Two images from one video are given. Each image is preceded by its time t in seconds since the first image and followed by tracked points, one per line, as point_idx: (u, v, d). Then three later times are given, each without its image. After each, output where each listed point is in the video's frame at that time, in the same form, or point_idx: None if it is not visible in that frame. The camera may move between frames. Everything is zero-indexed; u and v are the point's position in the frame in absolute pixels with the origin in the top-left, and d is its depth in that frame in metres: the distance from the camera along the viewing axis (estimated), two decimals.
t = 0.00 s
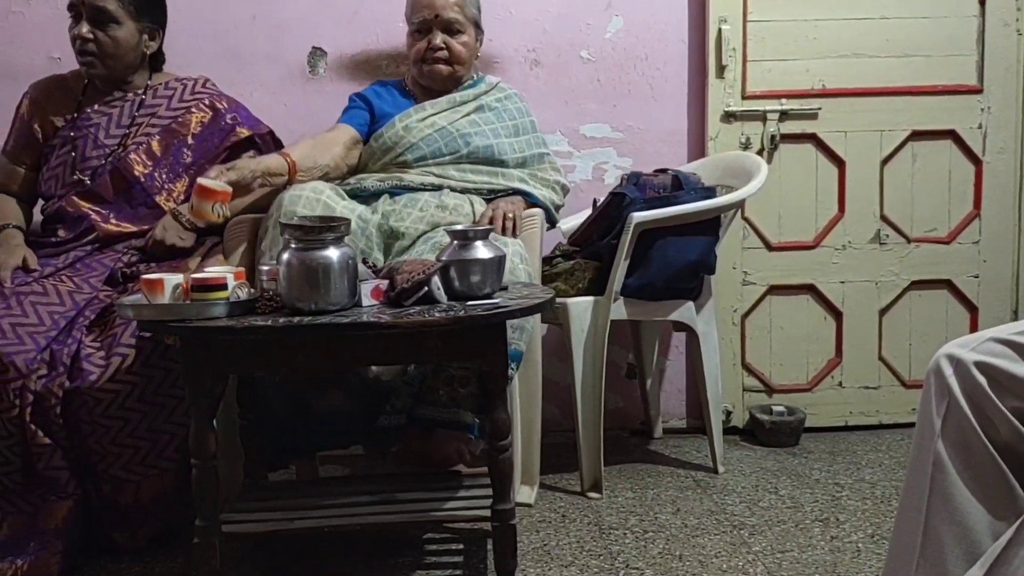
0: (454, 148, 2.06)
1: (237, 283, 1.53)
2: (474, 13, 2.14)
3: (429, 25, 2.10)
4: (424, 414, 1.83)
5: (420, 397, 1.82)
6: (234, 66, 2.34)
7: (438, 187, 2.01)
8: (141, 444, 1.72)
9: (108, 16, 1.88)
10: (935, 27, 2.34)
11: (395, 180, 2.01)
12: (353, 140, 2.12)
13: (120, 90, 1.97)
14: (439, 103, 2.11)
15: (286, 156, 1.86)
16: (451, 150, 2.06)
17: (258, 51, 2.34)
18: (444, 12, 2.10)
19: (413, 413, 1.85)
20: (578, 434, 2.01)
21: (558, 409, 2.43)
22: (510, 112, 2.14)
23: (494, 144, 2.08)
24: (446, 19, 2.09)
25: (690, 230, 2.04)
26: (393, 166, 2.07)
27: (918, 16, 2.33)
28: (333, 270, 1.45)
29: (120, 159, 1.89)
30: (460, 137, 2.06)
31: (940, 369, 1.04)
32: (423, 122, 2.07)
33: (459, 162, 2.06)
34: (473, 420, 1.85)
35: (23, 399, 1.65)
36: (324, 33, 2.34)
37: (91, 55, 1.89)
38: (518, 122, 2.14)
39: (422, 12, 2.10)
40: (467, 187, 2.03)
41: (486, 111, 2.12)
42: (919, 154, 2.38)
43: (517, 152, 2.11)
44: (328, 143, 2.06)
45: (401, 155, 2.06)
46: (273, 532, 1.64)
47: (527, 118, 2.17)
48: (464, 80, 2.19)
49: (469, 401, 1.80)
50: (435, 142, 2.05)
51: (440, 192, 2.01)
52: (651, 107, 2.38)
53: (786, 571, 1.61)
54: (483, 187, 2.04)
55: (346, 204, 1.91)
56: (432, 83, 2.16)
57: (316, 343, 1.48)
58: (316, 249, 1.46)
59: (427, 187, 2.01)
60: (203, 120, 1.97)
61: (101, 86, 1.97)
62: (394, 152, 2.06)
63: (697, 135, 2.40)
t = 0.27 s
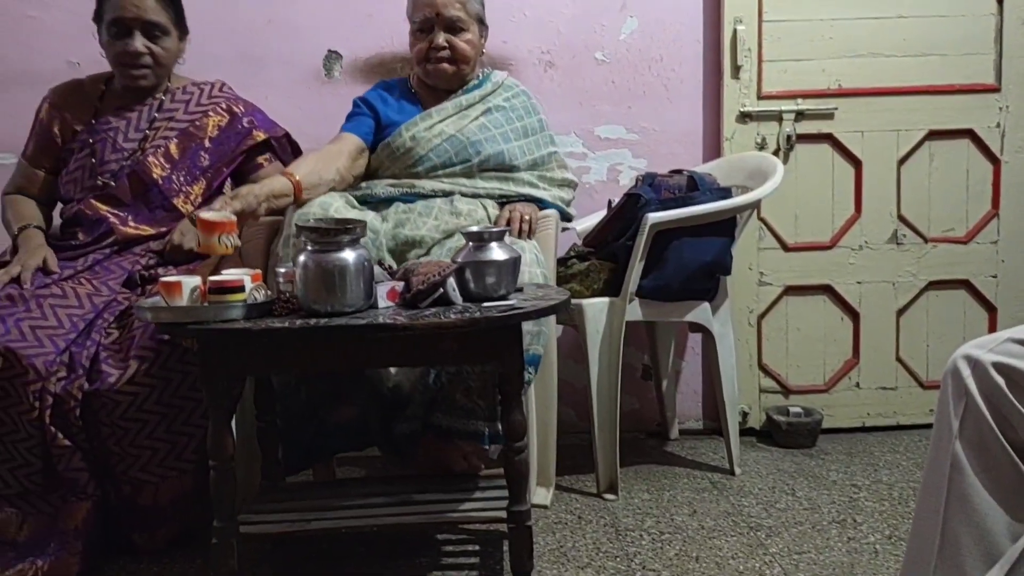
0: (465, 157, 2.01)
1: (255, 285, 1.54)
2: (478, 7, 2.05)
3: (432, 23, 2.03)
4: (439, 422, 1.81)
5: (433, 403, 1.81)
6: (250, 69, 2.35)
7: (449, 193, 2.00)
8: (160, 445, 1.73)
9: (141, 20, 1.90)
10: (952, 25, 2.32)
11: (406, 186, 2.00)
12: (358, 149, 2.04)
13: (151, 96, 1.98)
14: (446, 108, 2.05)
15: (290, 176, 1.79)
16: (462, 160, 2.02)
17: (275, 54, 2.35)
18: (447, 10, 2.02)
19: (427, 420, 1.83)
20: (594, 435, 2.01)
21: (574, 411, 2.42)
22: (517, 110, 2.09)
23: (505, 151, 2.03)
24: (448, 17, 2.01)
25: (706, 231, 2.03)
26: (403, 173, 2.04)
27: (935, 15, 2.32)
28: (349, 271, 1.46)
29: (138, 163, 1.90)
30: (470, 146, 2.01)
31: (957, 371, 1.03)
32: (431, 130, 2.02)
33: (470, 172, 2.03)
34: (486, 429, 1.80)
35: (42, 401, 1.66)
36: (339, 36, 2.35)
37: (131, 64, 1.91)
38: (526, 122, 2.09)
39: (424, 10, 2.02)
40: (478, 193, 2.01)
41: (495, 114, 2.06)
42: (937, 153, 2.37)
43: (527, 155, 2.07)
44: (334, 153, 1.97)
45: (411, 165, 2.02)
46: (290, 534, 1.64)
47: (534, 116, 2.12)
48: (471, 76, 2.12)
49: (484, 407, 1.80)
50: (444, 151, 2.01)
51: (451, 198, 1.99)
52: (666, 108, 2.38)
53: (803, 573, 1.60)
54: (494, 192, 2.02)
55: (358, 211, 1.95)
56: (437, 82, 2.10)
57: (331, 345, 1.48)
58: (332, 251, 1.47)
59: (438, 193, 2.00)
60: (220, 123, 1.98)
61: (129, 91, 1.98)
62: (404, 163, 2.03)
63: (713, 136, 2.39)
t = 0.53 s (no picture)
0: (480, 173, 2.01)
1: (273, 295, 1.53)
2: (482, 15, 2.02)
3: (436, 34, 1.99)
4: (458, 432, 1.82)
5: (452, 413, 1.82)
6: (269, 80, 2.37)
7: (466, 207, 2.01)
8: (180, 454, 1.74)
9: (181, 35, 1.91)
10: (971, 31, 2.31)
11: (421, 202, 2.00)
12: (368, 168, 2.02)
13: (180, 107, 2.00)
14: (455, 123, 2.03)
15: (300, 203, 1.77)
16: (478, 176, 2.02)
17: (293, 65, 2.36)
18: (450, 20, 1.98)
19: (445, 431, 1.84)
20: (612, 443, 2.01)
21: (592, 419, 2.42)
22: (527, 116, 2.07)
23: (520, 162, 2.03)
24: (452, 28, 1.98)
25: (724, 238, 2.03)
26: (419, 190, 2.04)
27: (953, 20, 2.31)
28: (367, 280, 1.46)
29: (161, 173, 1.91)
30: (485, 162, 2.01)
31: (979, 378, 1.03)
32: (443, 146, 2.01)
33: (486, 187, 2.03)
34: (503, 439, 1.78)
35: (65, 410, 1.68)
36: (357, 47, 2.36)
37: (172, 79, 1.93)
38: (536, 127, 2.08)
39: (427, 22, 1.99)
40: (495, 205, 2.01)
41: (506, 124, 2.05)
42: (956, 160, 2.35)
43: (540, 163, 2.07)
44: (345, 175, 1.96)
45: (427, 184, 2.03)
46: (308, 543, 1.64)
47: (543, 120, 2.11)
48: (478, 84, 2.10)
49: (503, 419, 1.78)
50: (459, 167, 2.00)
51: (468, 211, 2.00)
52: (683, 115, 2.38)
53: None
54: (510, 204, 2.02)
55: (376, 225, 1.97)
56: (444, 93, 2.07)
57: (349, 354, 1.49)
58: (350, 260, 1.48)
59: (455, 206, 2.00)
60: (241, 134, 1.98)
61: (158, 101, 1.99)
62: (419, 181, 2.03)
63: (730, 143, 2.39)
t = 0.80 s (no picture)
0: (496, 190, 2.02)
1: (290, 307, 1.54)
2: (491, 30, 2.00)
3: (445, 50, 1.98)
4: (474, 442, 1.84)
5: (470, 424, 1.83)
6: (287, 94, 2.39)
7: (482, 221, 2.01)
8: (198, 466, 1.75)
9: (211, 45, 1.93)
10: (987, 39, 2.31)
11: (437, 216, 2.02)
12: (381, 188, 2.01)
13: (205, 119, 2.01)
14: (468, 140, 2.03)
15: (316, 229, 1.77)
16: (493, 192, 2.02)
17: (310, 79, 2.38)
18: (459, 36, 1.97)
19: (465, 440, 1.86)
20: (629, 458, 2.00)
21: (608, 429, 2.41)
22: (539, 127, 2.08)
23: (534, 176, 2.03)
24: (462, 43, 1.97)
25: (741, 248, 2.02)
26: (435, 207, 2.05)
27: (969, 29, 2.30)
28: (383, 292, 1.47)
29: (182, 185, 1.92)
30: (500, 178, 2.01)
31: (999, 388, 1.02)
32: (456, 164, 2.01)
33: (501, 203, 2.04)
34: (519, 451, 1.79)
35: (84, 422, 1.71)
36: (372, 60, 2.38)
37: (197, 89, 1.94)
38: (548, 138, 2.08)
39: (436, 38, 1.97)
40: (510, 218, 2.02)
41: (518, 139, 2.04)
42: (974, 168, 2.34)
43: (554, 174, 2.08)
44: (360, 196, 1.95)
45: (443, 202, 2.03)
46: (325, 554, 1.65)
47: (555, 130, 2.11)
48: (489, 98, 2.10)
49: (522, 430, 1.79)
50: (474, 184, 2.01)
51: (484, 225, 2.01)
52: (698, 126, 2.38)
53: None
54: (525, 216, 2.03)
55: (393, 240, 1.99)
56: (454, 108, 2.06)
57: (365, 366, 1.49)
58: (367, 272, 1.48)
59: (472, 221, 2.01)
60: (260, 147, 2.00)
61: (184, 113, 2.00)
62: (434, 199, 2.04)
63: (745, 153, 2.38)
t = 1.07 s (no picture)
0: (508, 203, 2.02)
1: (305, 318, 1.54)
2: (500, 42, 2.00)
3: (455, 64, 1.98)
4: (489, 453, 1.84)
5: (485, 435, 1.83)
6: (301, 106, 2.40)
7: (495, 232, 2.02)
8: (213, 477, 1.75)
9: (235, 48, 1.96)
10: (1001, 47, 2.30)
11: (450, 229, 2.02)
12: (392, 203, 2.02)
13: (233, 126, 2.03)
14: (479, 154, 2.03)
15: (326, 245, 1.78)
16: (506, 205, 2.02)
17: (324, 91, 2.39)
18: (469, 50, 1.96)
19: (480, 452, 1.86)
20: (645, 472, 2.00)
21: (622, 440, 2.41)
22: (551, 139, 2.08)
23: (547, 187, 2.03)
24: (472, 57, 1.96)
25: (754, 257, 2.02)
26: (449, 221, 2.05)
27: (983, 36, 2.30)
28: (397, 303, 1.47)
29: (200, 197, 1.94)
30: (512, 191, 2.01)
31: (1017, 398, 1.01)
32: (468, 179, 2.01)
33: (514, 215, 2.04)
34: (533, 462, 1.79)
35: (101, 434, 1.72)
36: (386, 72, 2.39)
37: (235, 92, 1.96)
38: (559, 149, 2.09)
39: (445, 52, 1.97)
40: (523, 229, 2.02)
41: (530, 151, 2.05)
42: (989, 176, 2.33)
43: (566, 184, 2.08)
44: (370, 212, 1.97)
45: (455, 215, 2.04)
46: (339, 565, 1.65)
47: (565, 139, 2.11)
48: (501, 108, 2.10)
49: (538, 441, 1.79)
50: (487, 198, 2.01)
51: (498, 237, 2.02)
52: (712, 135, 2.38)
53: None
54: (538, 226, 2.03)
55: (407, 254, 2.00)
56: (466, 120, 2.07)
57: (378, 377, 1.49)
58: (381, 283, 1.48)
59: (485, 232, 2.02)
60: (277, 158, 2.01)
61: (214, 121, 2.02)
62: (447, 214, 2.04)
63: (759, 162, 2.38)
